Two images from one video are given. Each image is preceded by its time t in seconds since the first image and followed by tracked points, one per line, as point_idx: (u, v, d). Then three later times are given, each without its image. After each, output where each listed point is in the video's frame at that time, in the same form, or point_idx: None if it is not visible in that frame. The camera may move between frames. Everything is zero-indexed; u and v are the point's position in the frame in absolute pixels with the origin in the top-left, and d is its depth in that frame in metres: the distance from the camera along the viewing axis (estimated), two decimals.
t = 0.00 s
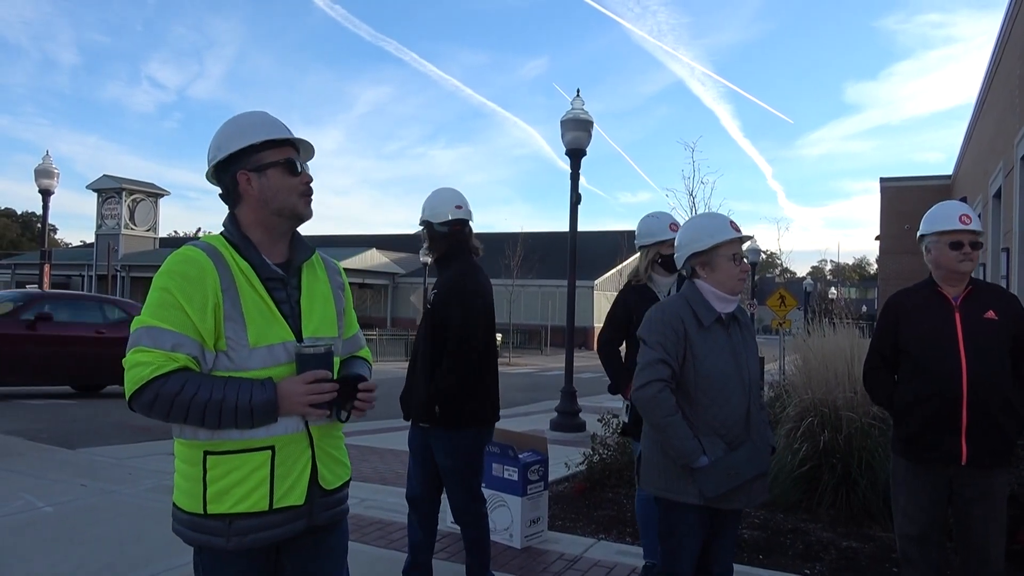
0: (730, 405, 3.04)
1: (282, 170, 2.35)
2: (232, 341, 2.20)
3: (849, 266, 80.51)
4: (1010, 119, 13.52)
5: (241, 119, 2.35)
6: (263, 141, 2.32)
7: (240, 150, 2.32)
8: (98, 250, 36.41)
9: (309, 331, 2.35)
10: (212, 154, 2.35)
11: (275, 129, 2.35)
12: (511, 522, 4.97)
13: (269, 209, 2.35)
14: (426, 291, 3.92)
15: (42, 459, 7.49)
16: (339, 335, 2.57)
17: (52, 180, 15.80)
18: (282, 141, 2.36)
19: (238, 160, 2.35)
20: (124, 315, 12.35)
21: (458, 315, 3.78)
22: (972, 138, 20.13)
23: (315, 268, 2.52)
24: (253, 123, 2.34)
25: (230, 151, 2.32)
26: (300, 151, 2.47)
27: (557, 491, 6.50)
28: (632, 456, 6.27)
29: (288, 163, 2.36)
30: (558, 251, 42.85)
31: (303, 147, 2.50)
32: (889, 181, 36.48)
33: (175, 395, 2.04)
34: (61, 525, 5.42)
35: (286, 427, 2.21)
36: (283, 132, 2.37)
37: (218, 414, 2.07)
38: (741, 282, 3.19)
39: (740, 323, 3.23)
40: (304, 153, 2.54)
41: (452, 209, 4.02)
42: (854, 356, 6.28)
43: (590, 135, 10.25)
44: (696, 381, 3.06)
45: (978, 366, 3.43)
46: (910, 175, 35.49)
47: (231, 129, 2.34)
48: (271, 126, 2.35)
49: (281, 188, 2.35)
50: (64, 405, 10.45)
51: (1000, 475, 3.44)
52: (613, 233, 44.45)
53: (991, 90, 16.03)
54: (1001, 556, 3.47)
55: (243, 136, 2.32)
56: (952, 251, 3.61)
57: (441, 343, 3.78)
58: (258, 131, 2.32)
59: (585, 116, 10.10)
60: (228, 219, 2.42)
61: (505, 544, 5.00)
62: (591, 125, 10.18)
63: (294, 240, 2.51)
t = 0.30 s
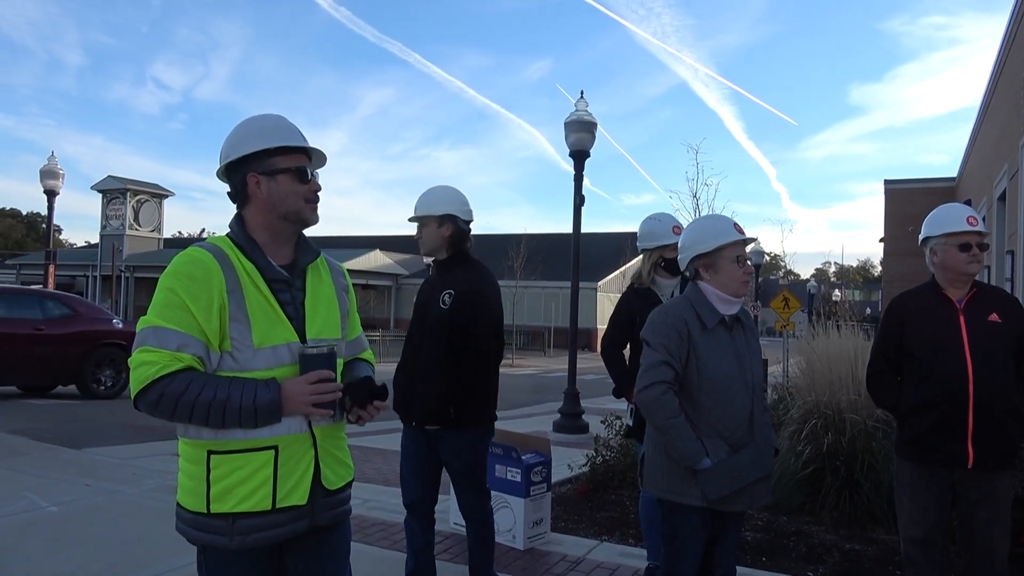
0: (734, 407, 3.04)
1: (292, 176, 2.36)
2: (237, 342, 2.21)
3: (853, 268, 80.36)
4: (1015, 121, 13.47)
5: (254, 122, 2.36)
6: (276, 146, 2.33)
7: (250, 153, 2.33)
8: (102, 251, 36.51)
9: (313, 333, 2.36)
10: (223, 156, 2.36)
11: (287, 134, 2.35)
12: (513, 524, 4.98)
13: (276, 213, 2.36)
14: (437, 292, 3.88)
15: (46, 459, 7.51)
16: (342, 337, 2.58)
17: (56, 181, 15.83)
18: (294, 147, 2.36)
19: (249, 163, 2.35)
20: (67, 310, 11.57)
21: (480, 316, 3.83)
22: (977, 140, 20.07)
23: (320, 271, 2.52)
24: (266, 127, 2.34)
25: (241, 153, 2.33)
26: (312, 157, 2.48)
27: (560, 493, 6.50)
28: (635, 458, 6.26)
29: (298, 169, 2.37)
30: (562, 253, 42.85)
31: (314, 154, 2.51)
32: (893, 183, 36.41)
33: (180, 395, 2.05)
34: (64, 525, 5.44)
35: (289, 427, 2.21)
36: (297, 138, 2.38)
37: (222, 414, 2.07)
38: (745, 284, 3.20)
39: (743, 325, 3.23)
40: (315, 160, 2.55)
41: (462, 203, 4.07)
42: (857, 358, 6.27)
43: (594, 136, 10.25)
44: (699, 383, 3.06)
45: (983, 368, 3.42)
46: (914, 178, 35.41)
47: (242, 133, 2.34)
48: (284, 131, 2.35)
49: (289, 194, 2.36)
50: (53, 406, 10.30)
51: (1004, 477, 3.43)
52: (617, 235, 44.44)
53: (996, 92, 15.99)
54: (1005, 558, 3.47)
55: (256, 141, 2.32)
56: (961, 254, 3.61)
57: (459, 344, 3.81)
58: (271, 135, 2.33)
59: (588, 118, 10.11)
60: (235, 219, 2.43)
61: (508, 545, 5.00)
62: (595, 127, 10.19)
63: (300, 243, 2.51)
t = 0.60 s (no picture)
0: (735, 408, 3.05)
1: (301, 181, 2.38)
2: (245, 346, 2.23)
3: (855, 270, 80.31)
4: (1016, 124, 13.47)
5: (265, 126, 2.38)
6: (286, 151, 2.35)
7: (260, 156, 2.34)
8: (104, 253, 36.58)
9: (319, 337, 2.37)
10: (233, 158, 2.37)
11: (298, 139, 2.37)
12: (515, 526, 4.98)
13: (284, 217, 2.37)
14: (451, 293, 3.89)
15: (49, 461, 7.53)
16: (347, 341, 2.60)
17: (58, 183, 15.86)
18: (304, 153, 2.38)
19: (259, 166, 2.36)
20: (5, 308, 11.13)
21: (499, 316, 3.97)
22: (978, 142, 20.02)
23: (326, 275, 2.54)
24: (277, 132, 2.36)
25: (251, 156, 2.34)
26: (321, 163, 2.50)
27: (561, 495, 6.51)
28: (637, 459, 6.26)
29: (308, 175, 2.39)
30: (563, 255, 42.87)
31: (324, 160, 2.52)
32: (895, 185, 36.39)
33: (189, 398, 2.06)
34: (66, 526, 5.45)
35: (295, 431, 2.23)
36: (307, 144, 2.40)
37: (229, 418, 2.09)
38: (744, 287, 3.20)
39: (742, 326, 3.23)
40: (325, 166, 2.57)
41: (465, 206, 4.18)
42: (859, 359, 6.27)
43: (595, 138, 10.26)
44: (699, 385, 3.07)
45: (982, 369, 3.43)
46: (916, 180, 35.37)
47: (252, 136, 2.36)
48: (295, 136, 2.37)
49: (299, 199, 2.37)
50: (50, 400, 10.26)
51: (1005, 479, 3.44)
52: (619, 237, 44.44)
53: (998, 94, 15.98)
54: (1006, 559, 3.47)
55: (267, 144, 2.34)
56: (961, 255, 3.62)
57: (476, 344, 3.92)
58: (282, 140, 2.34)
59: (590, 120, 10.12)
60: (243, 221, 2.44)
61: (509, 547, 5.00)
62: (596, 129, 10.20)
63: (306, 247, 2.53)
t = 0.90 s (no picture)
0: (736, 408, 3.06)
1: (329, 189, 2.40)
2: (267, 354, 2.25)
3: (860, 270, 80.15)
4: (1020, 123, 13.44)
5: (294, 131, 2.40)
6: (317, 158, 2.37)
7: (290, 161, 2.36)
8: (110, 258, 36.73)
9: (339, 344, 2.40)
10: (263, 160, 2.39)
11: (329, 146, 2.40)
12: (519, 528, 4.99)
13: (309, 223, 2.39)
14: (463, 295, 3.97)
15: (54, 465, 7.58)
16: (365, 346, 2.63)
17: (63, 189, 15.94)
18: (334, 162, 2.40)
19: (287, 171, 2.38)
20: None
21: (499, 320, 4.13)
22: (983, 141, 19.93)
23: (345, 281, 2.57)
24: (308, 138, 2.38)
25: (280, 161, 2.36)
26: (349, 173, 2.52)
27: (566, 497, 6.52)
28: (641, 461, 6.27)
29: (336, 184, 2.41)
30: (568, 256, 42.89)
31: (352, 170, 2.54)
32: (900, 185, 36.31)
33: (212, 406, 2.07)
34: (71, 530, 5.48)
35: (314, 439, 2.25)
36: (339, 152, 2.42)
37: (252, 426, 2.11)
38: (746, 287, 3.21)
39: (743, 326, 3.23)
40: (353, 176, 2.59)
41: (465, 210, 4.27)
42: (864, 360, 6.27)
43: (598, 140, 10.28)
44: (700, 385, 3.08)
45: (984, 368, 3.43)
46: (920, 179, 35.29)
47: (283, 140, 2.38)
48: (325, 143, 2.39)
49: (324, 206, 2.39)
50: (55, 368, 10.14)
51: (1008, 479, 3.45)
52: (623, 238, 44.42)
53: (1002, 93, 15.95)
54: (1010, 559, 3.48)
55: (297, 150, 2.36)
56: (962, 255, 3.62)
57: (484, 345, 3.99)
58: (312, 147, 2.36)
59: (592, 122, 10.14)
60: (267, 224, 2.45)
61: (513, 549, 5.01)
62: (599, 131, 10.22)
63: (326, 253, 2.55)
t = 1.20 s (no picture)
0: (737, 408, 3.04)
1: (377, 194, 2.39)
2: (318, 363, 2.24)
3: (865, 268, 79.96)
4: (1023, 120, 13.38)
5: (342, 136, 2.40)
6: (367, 162, 2.37)
7: (339, 165, 2.36)
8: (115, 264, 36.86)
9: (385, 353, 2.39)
10: (310, 164, 2.39)
11: (377, 151, 2.40)
12: (523, 529, 4.98)
13: (357, 228, 2.38)
14: (479, 295, 3.97)
15: (61, 469, 7.59)
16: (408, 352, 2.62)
17: (68, 195, 15.99)
18: (383, 166, 2.40)
19: (337, 175, 2.38)
20: None
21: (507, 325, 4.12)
22: (987, 138, 19.85)
23: (391, 289, 2.55)
24: (357, 143, 2.38)
25: (329, 165, 2.36)
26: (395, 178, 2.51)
27: (570, 498, 6.50)
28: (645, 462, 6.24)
29: (385, 189, 2.41)
30: (572, 258, 42.88)
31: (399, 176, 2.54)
32: (904, 183, 36.21)
33: (265, 415, 2.07)
34: (78, 535, 5.49)
35: (362, 449, 2.24)
36: (386, 157, 2.42)
37: (303, 436, 2.09)
38: (744, 285, 3.20)
39: (743, 325, 3.22)
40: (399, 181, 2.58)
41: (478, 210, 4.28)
42: (868, 358, 6.24)
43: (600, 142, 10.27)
44: (701, 385, 3.07)
45: (987, 366, 3.41)
46: (924, 177, 35.18)
47: (333, 144, 2.38)
48: (373, 148, 2.39)
49: (372, 210, 2.39)
50: (26, 371, 9.93)
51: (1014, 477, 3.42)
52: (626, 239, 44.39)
53: (1005, 90, 15.89)
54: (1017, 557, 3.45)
55: (345, 155, 2.36)
56: (965, 252, 3.60)
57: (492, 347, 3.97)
58: (362, 151, 2.37)
59: (594, 123, 10.13)
60: (313, 229, 2.44)
61: (517, 551, 5.00)
62: (601, 132, 10.20)
63: (372, 260, 2.54)
